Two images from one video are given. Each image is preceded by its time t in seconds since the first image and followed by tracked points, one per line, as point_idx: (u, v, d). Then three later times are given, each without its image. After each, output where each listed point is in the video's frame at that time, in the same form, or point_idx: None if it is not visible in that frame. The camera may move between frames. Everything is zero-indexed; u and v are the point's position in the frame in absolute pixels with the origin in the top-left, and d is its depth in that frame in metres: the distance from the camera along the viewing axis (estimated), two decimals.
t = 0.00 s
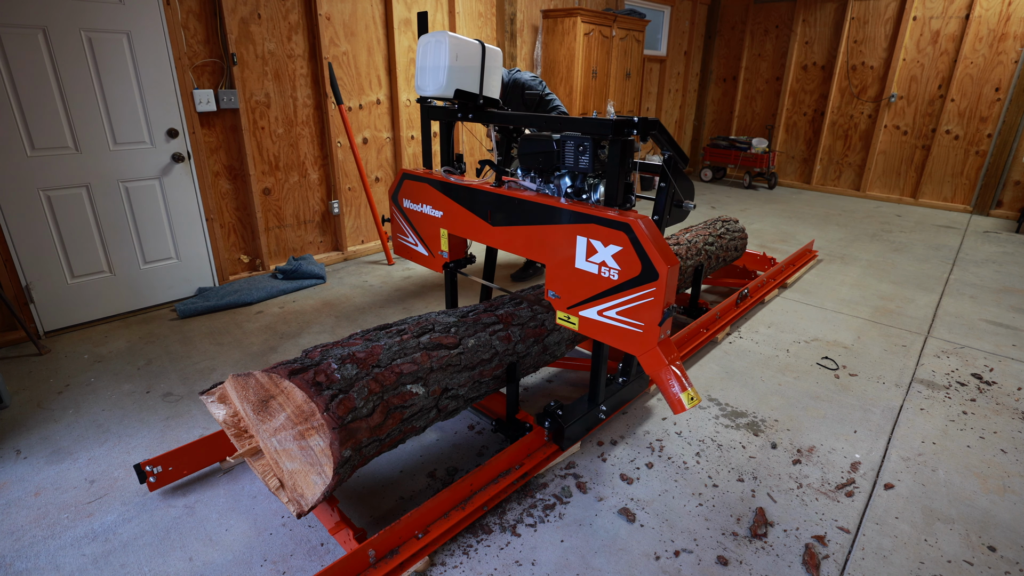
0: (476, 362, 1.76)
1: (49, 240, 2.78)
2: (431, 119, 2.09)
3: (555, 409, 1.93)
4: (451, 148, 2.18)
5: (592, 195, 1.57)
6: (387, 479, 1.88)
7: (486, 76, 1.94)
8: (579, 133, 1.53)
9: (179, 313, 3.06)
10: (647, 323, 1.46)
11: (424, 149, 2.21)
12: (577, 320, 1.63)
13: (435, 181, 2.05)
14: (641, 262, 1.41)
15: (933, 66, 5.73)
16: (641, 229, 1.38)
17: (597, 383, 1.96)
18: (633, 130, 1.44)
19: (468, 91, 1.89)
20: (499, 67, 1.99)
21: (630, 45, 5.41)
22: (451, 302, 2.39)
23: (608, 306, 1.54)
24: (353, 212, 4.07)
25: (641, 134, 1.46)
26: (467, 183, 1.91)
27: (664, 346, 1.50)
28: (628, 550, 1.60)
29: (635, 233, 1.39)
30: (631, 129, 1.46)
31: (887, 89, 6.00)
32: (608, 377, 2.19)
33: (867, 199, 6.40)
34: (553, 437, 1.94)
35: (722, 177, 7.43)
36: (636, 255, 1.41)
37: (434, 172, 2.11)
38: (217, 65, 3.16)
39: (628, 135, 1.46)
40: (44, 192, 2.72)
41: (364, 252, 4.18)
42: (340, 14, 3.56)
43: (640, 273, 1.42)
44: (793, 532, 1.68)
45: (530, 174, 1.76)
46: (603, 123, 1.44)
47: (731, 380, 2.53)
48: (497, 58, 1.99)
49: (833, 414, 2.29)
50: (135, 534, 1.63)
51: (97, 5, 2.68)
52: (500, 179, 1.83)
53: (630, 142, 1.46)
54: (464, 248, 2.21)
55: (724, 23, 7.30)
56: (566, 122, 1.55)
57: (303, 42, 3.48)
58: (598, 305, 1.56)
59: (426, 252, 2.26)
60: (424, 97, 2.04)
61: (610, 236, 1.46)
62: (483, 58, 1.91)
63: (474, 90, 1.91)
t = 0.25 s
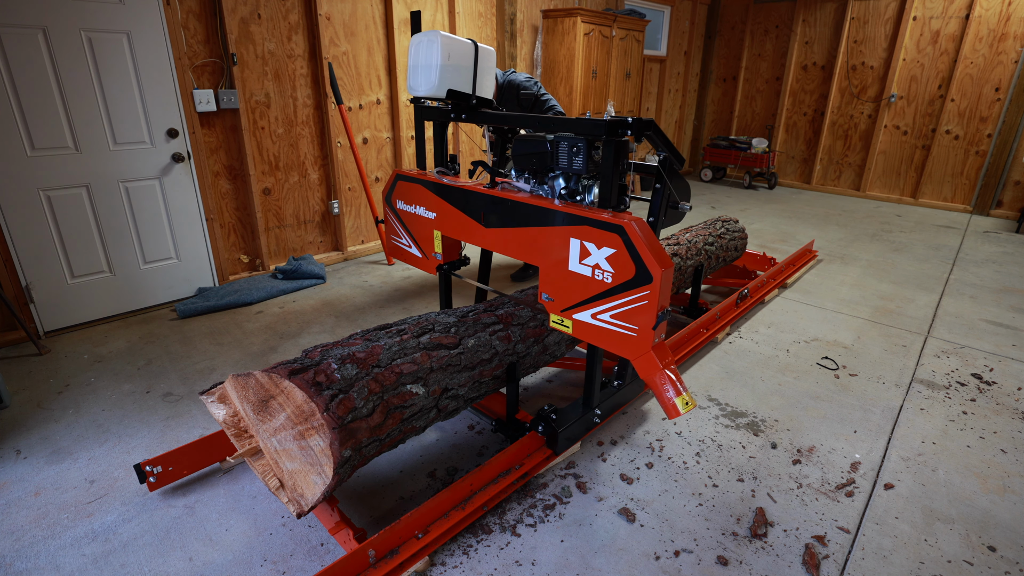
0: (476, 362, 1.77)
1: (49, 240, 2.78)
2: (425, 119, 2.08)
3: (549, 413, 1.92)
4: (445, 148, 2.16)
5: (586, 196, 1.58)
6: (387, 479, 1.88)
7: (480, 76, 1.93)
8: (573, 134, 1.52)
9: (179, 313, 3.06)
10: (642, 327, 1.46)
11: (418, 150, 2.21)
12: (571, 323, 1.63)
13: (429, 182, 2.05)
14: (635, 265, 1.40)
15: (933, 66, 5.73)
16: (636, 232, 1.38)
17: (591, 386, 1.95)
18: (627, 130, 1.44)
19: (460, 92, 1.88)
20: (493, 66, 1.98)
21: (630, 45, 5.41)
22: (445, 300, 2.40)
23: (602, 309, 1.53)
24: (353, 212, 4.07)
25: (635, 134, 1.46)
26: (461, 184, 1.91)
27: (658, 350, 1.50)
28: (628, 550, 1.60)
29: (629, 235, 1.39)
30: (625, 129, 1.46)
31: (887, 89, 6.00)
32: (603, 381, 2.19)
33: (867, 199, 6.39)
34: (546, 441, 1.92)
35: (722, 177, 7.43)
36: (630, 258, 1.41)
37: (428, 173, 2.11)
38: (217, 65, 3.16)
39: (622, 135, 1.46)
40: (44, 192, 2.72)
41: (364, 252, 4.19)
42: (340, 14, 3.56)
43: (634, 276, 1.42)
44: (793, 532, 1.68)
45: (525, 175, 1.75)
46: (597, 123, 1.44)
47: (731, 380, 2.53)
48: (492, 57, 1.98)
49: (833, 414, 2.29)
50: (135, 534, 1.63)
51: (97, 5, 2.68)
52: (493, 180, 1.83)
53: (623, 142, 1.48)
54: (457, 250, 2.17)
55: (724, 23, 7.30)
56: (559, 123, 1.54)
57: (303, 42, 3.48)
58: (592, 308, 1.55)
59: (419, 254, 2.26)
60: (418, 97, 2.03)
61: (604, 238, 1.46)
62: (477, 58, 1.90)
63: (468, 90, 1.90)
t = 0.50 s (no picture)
0: (476, 362, 1.76)
1: (49, 240, 2.78)
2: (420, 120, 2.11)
3: (545, 416, 1.89)
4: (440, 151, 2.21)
5: (581, 198, 1.57)
6: (387, 479, 1.88)
7: (474, 76, 1.93)
8: (568, 134, 1.52)
9: (179, 313, 3.06)
10: (637, 330, 1.44)
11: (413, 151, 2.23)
12: (566, 326, 1.61)
13: (423, 183, 2.05)
14: (631, 267, 1.39)
15: (933, 66, 5.73)
16: (630, 233, 1.36)
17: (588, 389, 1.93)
18: (622, 130, 1.42)
19: (455, 92, 1.88)
20: (488, 67, 1.98)
21: (630, 45, 5.41)
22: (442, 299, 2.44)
23: (596, 311, 1.52)
24: (353, 212, 4.07)
25: (630, 135, 1.44)
26: (456, 185, 1.92)
27: (654, 353, 1.48)
28: (628, 550, 1.60)
29: (624, 236, 1.38)
30: (620, 130, 1.44)
31: (887, 89, 6.00)
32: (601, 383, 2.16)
33: (867, 199, 6.40)
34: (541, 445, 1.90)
35: (722, 177, 7.43)
36: (626, 260, 1.39)
37: (423, 174, 2.12)
38: (217, 65, 3.16)
39: (617, 136, 1.45)
40: (44, 192, 2.72)
41: (364, 252, 4.19)
42: (340, 14, 3.56)
43: (630, 278, 1.40)
44: (793, 532, 1.68)
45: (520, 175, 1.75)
46: (592, 124, 1.43)
47: (731, 381, 2.52)
48: (487, 58, 1.98)
49: (833, 414, 2.29)
50: (135, 534, 1.63)
51: (97, 5, 2.68)
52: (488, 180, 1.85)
53: (619, 143, 1.46)
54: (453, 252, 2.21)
55: (724, 23, 7.30)
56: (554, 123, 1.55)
57: (303, 42, 3.48)
58: (587, 310, 1.54)
59: (415, 255, 2.28)
60: (413, 98, 2.06)
61: (599, 240, 1.45)
62: (472, 58, 1.90)
63: (462, 90, 1.90)
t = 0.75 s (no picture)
0: (476, 362, 1.76)
1: (49, 240, 2.78)
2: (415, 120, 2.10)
3: (539, 419, 1.90)
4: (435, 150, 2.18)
5: (576, 199, 1.57)
6: (387, 479, 1.88)
7: (468, 75, 1.94)
8: (563, 134, 1.51)
9: (179, 313, 3.06)
10: (632, 333, 1.44)
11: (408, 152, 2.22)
12: (562, 328, 1.60)
13: (418, 184, 2.06)
14: (625, 270, 1.38)
15: (933, 66, 5.73)
16: (625, 235, 1.35)
17: (583, 392, 1.90)
18: (618, 131, 1.42)
19: (450, 91, 1.88)
20: (483, 66, 2.00)
21: (631, 45, 5.41)
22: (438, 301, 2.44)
23: (592, 314, 1.51)
24: (353, 212, 4.07)
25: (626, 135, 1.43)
26: (452, 186, 1.91)
27: (650, 356, 1.47)
28: (628, 550, 1.60)
29: (619, 238, 1.37)
30: (616, 130, 1.43)
31: (887, 89, 6.00)
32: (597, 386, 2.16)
33: (867, 199, 6.40)
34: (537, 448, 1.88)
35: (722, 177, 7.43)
36: (620, 262, 1.38)
37: (418, 175, 2.12)
38: (217, 65, 3.16)
39: (613, 136, 1.44)
40: (44, 191, 2.72)
41: (364, 252, 4.19)
42: (340, 14, 3.56)
43: (625, 280, 1.39)
44: (793, 532, 1.68)
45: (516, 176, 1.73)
46: (587, 124, 1.43)
47: (731, 381, 2.52)
48: (481, 57, 1.99)
49: (833, 413, 2.29)
50: (135, 534, 1.63)
51: (97, 5, 2.68)
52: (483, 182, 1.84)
53: (614, 144, 1.46)
54: (448, 253, 2.20)
55: (724, 23, 7.29)
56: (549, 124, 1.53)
57: (303, 42, 3.48)
58: (582, 313, 1.53)
59: (410, 256, 2.28)
60: (408, 99, 2.05)
61: (594, 242, 1.44)
62: (466, 57, 1.91)
63: (457, 90, 1.91)
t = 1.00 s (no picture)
0: (476, 363, 1.76)
1: (49, 240, 2.78)
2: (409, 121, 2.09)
3: (534, 423, 1.87)
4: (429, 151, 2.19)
5: (572, 200, 1.56)
6: (386, 479, 1.88)
7: (462, 75, 1.92)
8: (558, 135, 1.50)
9: (179, 313, 3.06)
10: (627, 337, 1.41)
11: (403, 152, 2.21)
12: (556, 331, 1.58)
13: (413, 185, 2.04)
14: (620, 272, 1.36)
15: (933, 66, 5.73)
16: (620, 237, 1.33)
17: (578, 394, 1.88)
18: (612, 132, 1.40)
19: (443, 91, 1.87)
20: (477, 66, 1.98)
21: (631, 45, 5.41)
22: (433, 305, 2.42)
23: (586, 317, 1.48)
24: (354, 212, 4.07)
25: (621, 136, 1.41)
26: (446, 187, 1.89)
27: (646, 360, 1.44)
28: (628, 550, 1.60)
29: (614, 240, 1.34)
30: (610, 131, 1.42)
31: (887, 89, 6.00)
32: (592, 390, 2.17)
33: (867, 199, 6.40)
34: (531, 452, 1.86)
35: (722, 177, 7.43)
36: (615, 264, 1.36)
37: (412, 176, 2.11)
38: (217, 65, 3.16)
39: (607, 136, 1.43)
40: (44, 191, 2.72)
41: (365, 252, 4.19)
42: (340, 14, 3.56)
43: (619, 283, 1.37)
44: (793, 532, 1.68)
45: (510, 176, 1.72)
46: (581, 125, 1.41)
47: (731, 381, 2.52)
48: (475, 58, 1.97)
49: (833, 414, 2.29)
50: (135, 534, 1.63)
51: (97, 5, 2.68)
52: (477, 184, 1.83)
53: (609, 144, 1.45)
54: (442, 255, 2.19)
55: (724, 23, 7.30)
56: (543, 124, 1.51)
57: (303, 42, 3.48)
58: (576, 315, 1.50)
59: (405, 258, 2.27)
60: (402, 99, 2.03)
61: (588, 244, 1.41)
62: (461, 57, 1.89)
63: (451, 90, 1.89)
